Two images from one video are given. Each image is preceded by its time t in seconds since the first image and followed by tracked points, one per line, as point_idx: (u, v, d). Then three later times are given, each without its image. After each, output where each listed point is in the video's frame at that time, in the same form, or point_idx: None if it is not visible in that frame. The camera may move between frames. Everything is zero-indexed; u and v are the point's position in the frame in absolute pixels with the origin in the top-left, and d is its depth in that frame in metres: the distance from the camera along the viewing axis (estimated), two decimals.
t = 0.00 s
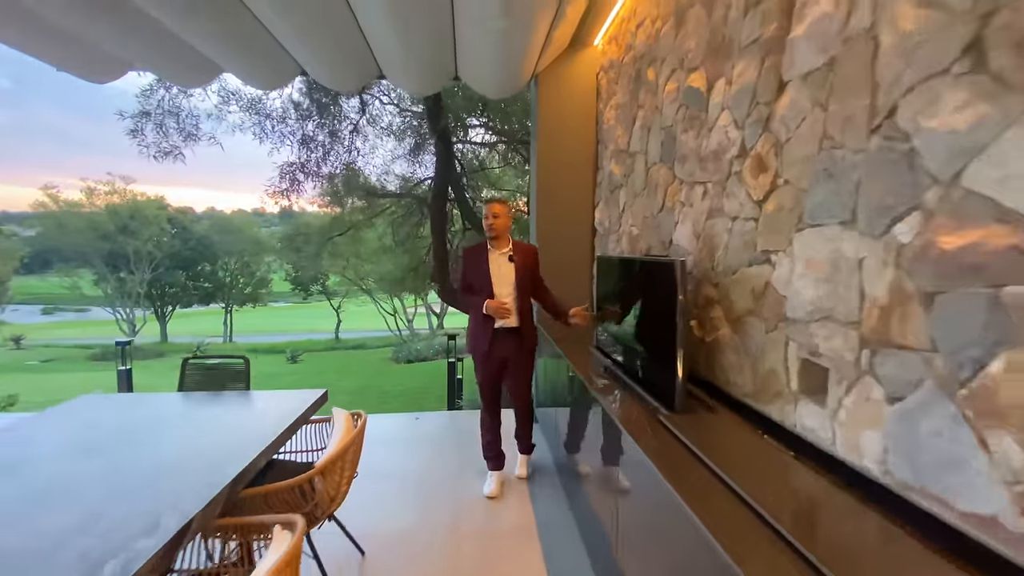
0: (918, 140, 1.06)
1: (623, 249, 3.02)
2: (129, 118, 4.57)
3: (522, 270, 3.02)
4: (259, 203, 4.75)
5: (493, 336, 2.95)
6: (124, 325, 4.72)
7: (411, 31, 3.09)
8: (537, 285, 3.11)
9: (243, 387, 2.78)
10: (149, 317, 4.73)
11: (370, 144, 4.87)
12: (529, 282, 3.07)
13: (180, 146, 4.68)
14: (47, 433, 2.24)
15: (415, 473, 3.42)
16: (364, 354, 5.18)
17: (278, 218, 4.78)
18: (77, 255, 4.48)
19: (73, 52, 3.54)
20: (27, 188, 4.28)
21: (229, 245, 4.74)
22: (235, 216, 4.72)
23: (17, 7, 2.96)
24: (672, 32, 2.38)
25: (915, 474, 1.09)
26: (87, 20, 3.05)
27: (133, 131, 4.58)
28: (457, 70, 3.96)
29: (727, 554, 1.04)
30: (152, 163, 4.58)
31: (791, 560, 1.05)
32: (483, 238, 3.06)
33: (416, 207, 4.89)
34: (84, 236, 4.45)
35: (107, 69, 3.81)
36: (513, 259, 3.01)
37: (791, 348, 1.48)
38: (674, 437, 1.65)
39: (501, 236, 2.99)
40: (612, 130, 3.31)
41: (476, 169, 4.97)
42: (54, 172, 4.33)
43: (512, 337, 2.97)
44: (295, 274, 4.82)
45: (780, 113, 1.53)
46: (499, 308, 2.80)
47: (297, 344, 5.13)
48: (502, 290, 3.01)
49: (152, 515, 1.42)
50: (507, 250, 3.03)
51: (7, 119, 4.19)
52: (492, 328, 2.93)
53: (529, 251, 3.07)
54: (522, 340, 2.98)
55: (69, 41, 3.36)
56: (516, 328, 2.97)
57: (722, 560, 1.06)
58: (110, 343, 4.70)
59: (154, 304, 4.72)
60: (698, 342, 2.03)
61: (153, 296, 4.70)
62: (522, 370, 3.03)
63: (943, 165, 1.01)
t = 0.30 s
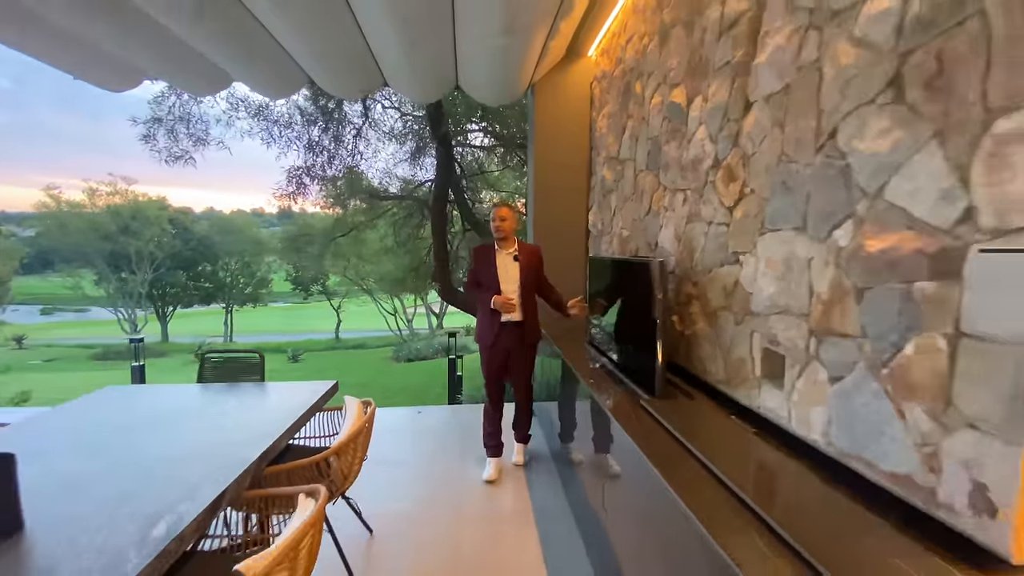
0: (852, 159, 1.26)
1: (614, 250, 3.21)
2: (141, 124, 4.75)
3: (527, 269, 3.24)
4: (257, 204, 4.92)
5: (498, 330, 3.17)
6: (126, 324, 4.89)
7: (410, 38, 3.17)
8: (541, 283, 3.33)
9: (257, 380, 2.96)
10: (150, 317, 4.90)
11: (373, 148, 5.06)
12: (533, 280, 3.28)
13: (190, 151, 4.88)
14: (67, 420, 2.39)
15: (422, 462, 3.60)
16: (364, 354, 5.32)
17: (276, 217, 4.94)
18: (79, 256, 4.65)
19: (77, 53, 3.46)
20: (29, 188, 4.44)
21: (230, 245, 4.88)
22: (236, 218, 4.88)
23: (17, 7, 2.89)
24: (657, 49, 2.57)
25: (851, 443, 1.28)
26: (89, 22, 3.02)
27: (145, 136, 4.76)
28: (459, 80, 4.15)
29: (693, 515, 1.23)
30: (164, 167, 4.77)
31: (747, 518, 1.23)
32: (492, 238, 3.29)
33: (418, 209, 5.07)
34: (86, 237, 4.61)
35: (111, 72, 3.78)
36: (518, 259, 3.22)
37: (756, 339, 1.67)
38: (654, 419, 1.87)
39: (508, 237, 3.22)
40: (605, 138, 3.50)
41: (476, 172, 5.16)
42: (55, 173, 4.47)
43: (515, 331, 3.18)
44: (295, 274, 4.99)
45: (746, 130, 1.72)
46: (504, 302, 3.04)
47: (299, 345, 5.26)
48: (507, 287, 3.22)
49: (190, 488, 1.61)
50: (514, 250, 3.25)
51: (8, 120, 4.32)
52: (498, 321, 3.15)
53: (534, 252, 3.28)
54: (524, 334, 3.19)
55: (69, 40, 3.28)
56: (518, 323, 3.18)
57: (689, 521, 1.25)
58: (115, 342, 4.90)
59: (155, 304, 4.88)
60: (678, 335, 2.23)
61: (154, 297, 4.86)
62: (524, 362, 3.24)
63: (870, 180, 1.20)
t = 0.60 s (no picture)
0: (809, 168, 1.42)
1: (609, 249, 3.38)
2: (153, 127, 4.93)
3: (530, 268, 3.41)
4: (255, 206, 5.01)
5: (503, 324, 3.35)
6: (129, 324, 4.98)
7: (411, 41, 3.23)
8: (545, 281, 3.51)
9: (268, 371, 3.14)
10: (153, 316, 5.00)
11: (375, 151, 5.26)
12: (537, 279, 3.46)
13: (200, 154, 5.06)
14: (93, 405, 2.57)
15: (425, 452, 3.75)
16: (364, 352, 5.45)
17: (276, 217, 5.03)
18: (82, 256, 4.72)
19: (83, 55, 3.60)
20: (33, 188, 4.51)
21: (229, 246, 4.99)
22: (236, 218, 4.98)
23: (14, 6, 2.93)
24: (647, 61, 2.73)
25: (811, 419, 1.44)
26: (94, 23, 3.05)
27: (157, 139, 4.95)
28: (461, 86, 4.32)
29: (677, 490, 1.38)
30: (175, 170, 4.94)
31: (722, 489, 1.39)
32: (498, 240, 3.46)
33: (419, 209, 5.24)
34: (88, 237, 4.68)
35: (121, 76, 3.94)
36: (522, 258, 3.40)
37: (732, 329, 1.84)
38: (643, 406, 2.03)
39: (512, 239, 3.39)
40: (599, 143, 3.66)
41: (476, 174, 5.33)
42: (59, 173, 4.55)
43: (517, 326, 3.37)
44: (297, 273, 5.07)
45: (723, 139, 1.89)
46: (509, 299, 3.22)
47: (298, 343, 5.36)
48: (511, 285, 3.39)
49: (219, 465, 1.78)
50: (518, 250, 3.42)
51: (9, 120, 4.44)
52: (503, 317, 3.33)
53: (535, 252, 3.45)
54: (525, 329, 3.38)
55: (69, 41, 3.37)
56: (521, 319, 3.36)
57: (674, 493, 1.40)
58: (119, 342, 5.01)
59: (157, 304, 4.98)
60: (665, 328, 2.40)
61: (156, 296, 4.96)
62: (527, 354, 3.43)
63: (824, 186, 1.37)
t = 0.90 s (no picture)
0: (776, 174, 1.60)
1: (604, 248, 3.56)
2: (165, 130, 5.03)
3: (529, 267, 3.58)
4: (259, 206, 5.17)
5: (502, 318, 3.60)
6: (133, 323, 4.94)
7: (417, 46, 3.32)
8: (543, 280, 3.63)
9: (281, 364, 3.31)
10: (156, 316, 5.03)
11: (379, 153, 5.44)
12: (535, 278, 3.59)
13: (210, 156, 5.20)
14: (118, 392, 2.75)
15: (427, 441, 3.93)
16: (365, 351, 5.60)
17: (277, 218, 5.21)
18: (85, 255, 4.57)
19: (116, 76, 3.73)
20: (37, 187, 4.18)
21: (231, 246, 5.12)
22: (238, 217, 5.12)
23: (14, 3, 2.74)
24: (639, 71, 2.90)
25: (777, 398, 1.62)
26: (97, 21, 2.90)
27: (169, 143, 5.06)
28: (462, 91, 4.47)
29: (659, 458, 1.54)
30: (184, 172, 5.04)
31: (698, 457, 1.56)
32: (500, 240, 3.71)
33: (421, 210, 5.43)
34: (93, 237, 4.56)
35: (150, 92, 4.07)
36: (522, 257, 3.60)
37: (713, 320, 2.01)
38: (633, 391, 2.20)
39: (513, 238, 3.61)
40: (595, 147, 3.84)
41: (477, 175, 5.50)
42: (64, 172, 4.29)
43: (517, 320, 3.59)
44: (298, 273, 5.25)
45: (705, 147, 2.07)
46: (507, 294, 3.50)
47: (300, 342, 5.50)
48: (511, 281, 3.62)
49: (245, 444, 1.95)
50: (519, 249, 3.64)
51: (7, 120, 3.97)
52: (502, 311, 3.58)
53: (536, 252, 3.61)
54: (524, 323, 3.59)
55: (71, 39, 3.16)
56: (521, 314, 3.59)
57: (656, 462, 1.57)
58: (123, 342, 4.91)
59: (160, 304, 5.04)
60: (655, 322, 2.58)
61: (159, 296, 5.01)
62: (527, 348, 3.63)
63: (788, 191, 1.54)
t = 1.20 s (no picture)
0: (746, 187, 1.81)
1: (600, 250, 3.77)
2: (180, 136, 5.20)
3: (527, 267, 3.79)
4: (258, 206, 5.31)
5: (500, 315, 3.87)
6: (138, 323, 4.92)
7: (423, 57, 3.48)
8: (540, 279, 3.84)
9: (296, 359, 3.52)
10: (161, 316, 5.06)
11: (384, 158, 5.65)
12: (532, 276, 3.80)
13: (223, 161, 5.39)
14: (147, 385, 2.97)
15: (431, 433, 4.15)
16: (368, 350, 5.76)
17: (277, 219, 5.35)
18: (91, 255, 4.54)
19: (139, 85, 3.91)
20: (44, 189, 4.10)
21: (234, 246, 5.26)
22: (239, 217, 5.24)
23: (14, 3, 2.69)
24: (631, 85, 3.11)
25: (747, 384, 1.83)
26: (97, 22, 2.86)
27: (183, 148, 5.21)
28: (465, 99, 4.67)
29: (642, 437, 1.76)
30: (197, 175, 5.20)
31: (676, 436, 1.77)
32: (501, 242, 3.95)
33: (423, 212, 5.65)
34: (99, 238, 4.53)
35: (170, 101, 4.25)
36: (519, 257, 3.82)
37: (694, 317, 2.23)
38: (623, 381, 2.42)
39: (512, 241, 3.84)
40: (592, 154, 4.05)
41: (479, 179, 5.72)
42: (69, 174, 4.21)
43: (514, 317, 3.85)
44: (301, 273, 5.42)
45: (688, 159, 2.28)
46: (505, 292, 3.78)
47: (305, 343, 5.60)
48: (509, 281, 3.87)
49: (271, 429, 2.16)
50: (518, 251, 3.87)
51: (7, 120, 3.79)
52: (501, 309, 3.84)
53: (534, 253, 3.81)
54: (522, 320, 3.84)
55: (72, 39, 3.11)
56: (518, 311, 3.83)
57: (639, 441, 1.78)
58: (127, 341, 4.84)
59: (164, 304, 5.10)
60: (644, 319, 2.79)
61: (163, 296, 5.08)
62: (524, 344, 3.87)
63: (756, 202, 1.75)
